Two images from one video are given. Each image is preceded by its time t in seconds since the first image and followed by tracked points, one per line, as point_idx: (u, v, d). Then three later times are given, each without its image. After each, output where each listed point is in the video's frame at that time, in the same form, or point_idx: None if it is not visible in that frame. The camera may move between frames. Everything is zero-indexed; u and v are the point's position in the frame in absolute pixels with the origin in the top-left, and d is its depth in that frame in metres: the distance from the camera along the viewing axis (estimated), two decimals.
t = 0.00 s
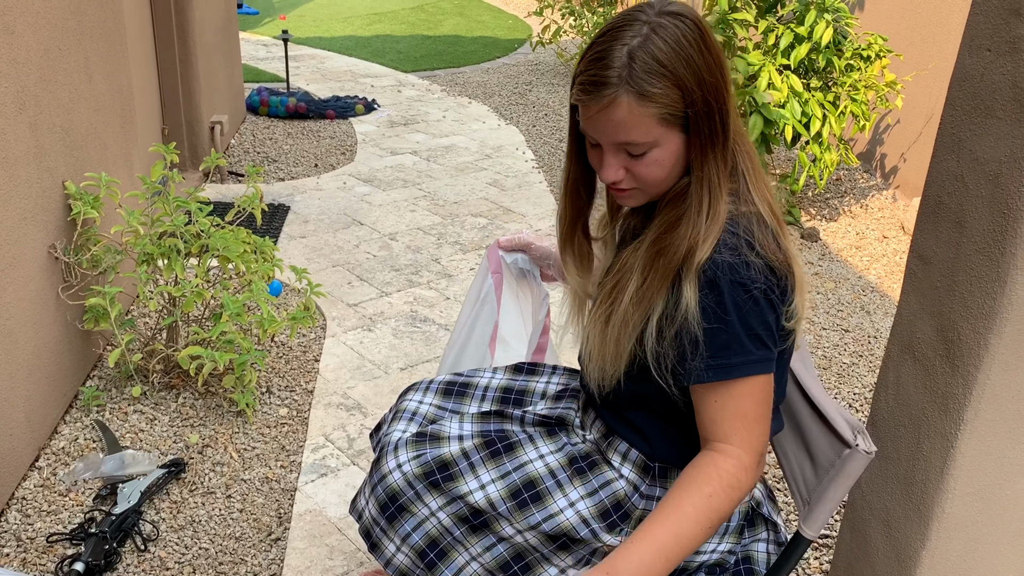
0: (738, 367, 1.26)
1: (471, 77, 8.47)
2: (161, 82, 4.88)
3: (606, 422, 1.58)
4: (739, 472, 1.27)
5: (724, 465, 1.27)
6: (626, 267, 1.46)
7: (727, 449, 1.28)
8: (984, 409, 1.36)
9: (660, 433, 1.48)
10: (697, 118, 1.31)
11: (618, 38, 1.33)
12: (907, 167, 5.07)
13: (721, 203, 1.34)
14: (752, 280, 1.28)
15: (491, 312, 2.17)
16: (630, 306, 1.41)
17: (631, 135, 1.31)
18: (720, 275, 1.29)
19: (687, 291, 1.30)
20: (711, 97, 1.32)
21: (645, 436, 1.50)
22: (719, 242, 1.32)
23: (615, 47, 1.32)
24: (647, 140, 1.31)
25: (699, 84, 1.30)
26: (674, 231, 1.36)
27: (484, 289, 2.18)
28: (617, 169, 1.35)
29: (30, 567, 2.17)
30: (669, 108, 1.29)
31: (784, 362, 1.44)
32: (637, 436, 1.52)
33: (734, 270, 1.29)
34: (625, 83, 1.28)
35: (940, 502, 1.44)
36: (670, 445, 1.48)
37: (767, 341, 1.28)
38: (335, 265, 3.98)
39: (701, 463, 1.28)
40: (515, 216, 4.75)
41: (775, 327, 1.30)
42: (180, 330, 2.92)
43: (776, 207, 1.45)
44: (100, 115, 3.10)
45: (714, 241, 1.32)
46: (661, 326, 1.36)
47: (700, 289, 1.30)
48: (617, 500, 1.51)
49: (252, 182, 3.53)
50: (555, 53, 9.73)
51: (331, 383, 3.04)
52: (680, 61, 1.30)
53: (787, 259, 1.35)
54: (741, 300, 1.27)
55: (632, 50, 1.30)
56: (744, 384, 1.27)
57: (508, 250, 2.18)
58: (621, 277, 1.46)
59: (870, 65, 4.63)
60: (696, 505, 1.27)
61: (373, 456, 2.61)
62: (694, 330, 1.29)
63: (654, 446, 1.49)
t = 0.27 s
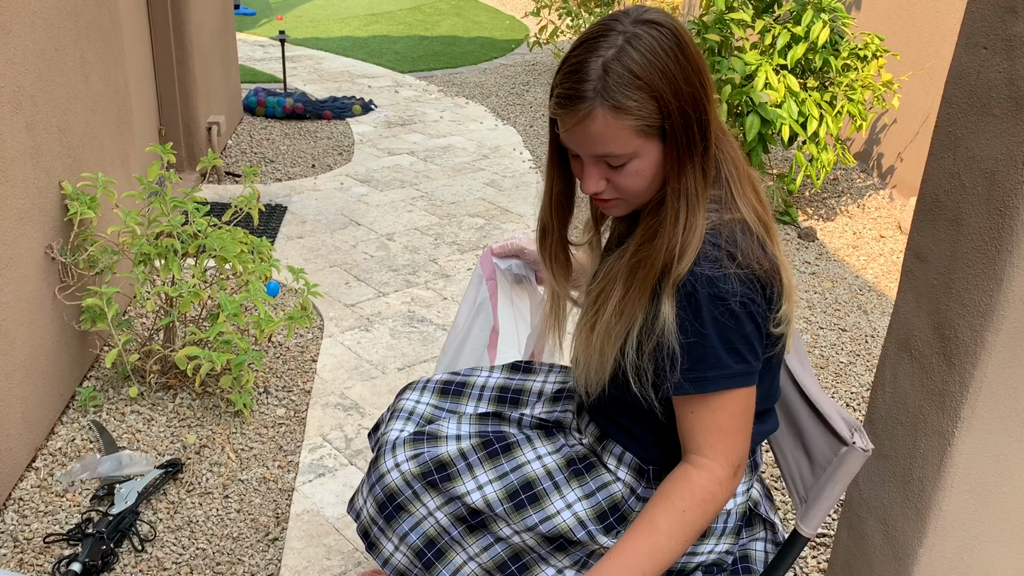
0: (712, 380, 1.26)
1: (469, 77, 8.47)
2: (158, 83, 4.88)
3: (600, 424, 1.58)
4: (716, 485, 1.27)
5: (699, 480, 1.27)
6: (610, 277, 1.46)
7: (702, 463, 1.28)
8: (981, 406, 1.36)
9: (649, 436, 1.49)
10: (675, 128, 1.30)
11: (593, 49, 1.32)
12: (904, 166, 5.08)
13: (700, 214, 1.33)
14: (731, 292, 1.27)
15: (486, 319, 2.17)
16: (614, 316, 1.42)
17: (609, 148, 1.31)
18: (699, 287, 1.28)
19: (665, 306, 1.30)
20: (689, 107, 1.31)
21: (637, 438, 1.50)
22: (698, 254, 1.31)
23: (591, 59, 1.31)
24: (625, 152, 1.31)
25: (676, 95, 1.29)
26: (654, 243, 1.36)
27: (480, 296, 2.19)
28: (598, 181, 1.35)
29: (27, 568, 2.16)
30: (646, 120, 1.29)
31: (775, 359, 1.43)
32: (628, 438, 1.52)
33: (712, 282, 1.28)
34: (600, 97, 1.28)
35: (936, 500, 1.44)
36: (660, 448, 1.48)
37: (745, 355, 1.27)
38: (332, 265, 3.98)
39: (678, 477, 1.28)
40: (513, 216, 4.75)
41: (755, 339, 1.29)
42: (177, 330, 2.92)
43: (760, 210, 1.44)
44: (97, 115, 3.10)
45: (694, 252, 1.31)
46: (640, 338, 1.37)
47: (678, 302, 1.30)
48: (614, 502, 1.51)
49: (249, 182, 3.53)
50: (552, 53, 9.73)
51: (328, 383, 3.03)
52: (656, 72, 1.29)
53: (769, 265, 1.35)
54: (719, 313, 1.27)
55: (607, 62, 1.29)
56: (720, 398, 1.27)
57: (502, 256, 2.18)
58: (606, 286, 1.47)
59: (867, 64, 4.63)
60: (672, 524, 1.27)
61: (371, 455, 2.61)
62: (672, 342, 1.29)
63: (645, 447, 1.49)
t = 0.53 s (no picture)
0: (705, 386, 1.25)
1: (468, 76, 8.47)
2: (158, 81, 4.87)
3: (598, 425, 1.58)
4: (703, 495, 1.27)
5: (686, 491, 1.27)
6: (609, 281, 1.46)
7: (688, 472, 1.27)
8: (980, 406, 1.37)
9: (646, 436, 1.49)
10: (671, 134, 1.29)
11: (588, 55, 1.31)
12: (903, 165, 5.08)
13: (698, 218, 1.33)
14: (730, 296, 1.27)
15: (482, 320, 2.16)
16: (613, 321, 1.42)
17: (605, 155, 1.30)
18: (696, 290, 1.28)
19: (661, 313, 1.30)
20: (685, 112, 1.30)
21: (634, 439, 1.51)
22: (696, 259, 1.31)
23: (586, 65, 1.31)
24: (621, 158, 1.30)
25: (673, 101, 1.29)
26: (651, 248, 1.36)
27: (475, 298, 2.18)
28: (596, 187, 1.35)
29: (27, 565, 2.16)
30: (642, 126, 1.28)
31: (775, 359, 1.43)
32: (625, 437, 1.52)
33: (711, 286, 1.28)
34: (595, 104, 1.28)
35: (936, 498, 1.44)
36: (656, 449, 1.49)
37: (741, 360, 1.27)
38: (331, 263, 3.98)
39: (666, 490, 1.28)
40: (512, 215, 4.75)
41: (751, 345, 1.29)
42: (176, 328, 2.91)
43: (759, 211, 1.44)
44: (96, 113, 3.10)
45: (692, 257, 1.31)
46: (638, 344, 1.37)
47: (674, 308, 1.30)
48: (614, 502, 1.52)
49: (248, 180, 3.53)
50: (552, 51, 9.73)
51: (328, 381, 3.03)
52: (650, 76, 1.28)
53: (768, 267, 1.35)
54: (714, 318, 1.26)
55: (602, 69, 1.29)
56: (710, 404, 1.26)
57: (496, 259, 2.19)
58: (605, 291, 1.47)
59: (866, 63, 4.63)
60: (660, 539, 1.28)
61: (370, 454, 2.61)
62: (668, 348, 1.29)
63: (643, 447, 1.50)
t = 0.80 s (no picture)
0: (697, 391, 1.26)
1: (469, 72, 8.46)
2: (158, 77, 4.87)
3: (597, 423, 1.57)
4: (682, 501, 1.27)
5: (667, 496, 1.27)
6: (606, 283, 1.46)
7: (669, 478, 1.27)
8: (979, 402, 1.37)
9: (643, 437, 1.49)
10: (667, 136, 1.29)
11: (584, 56, 1.31)
12: (903, 163, 5.08)
13: (694, 221, 1.33)
14: (725, 301, 1.27)
15: (482, 320, 2.16)
16: (610, 323, 1.42)
17: (600, 156, 1.30)
18: (691, 294, 1.28)
19: (656, 316, 1.30)
20: (682, 114, 1.30)
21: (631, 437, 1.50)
22: (692, 262, 1.31)
23: (582, 66, 1.30)
24: (617, 160, 1.30)
25: (669, 103, 1.28)
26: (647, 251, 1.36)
27: (475, 297, 2.18)
28: (591, 189, 1.35)
29: (26, 560, 2.16)
30: (638, 129, 1.28)
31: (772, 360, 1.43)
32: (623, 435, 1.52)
33: (705, 291, 1.28)
34: (591, 105, 1.28)
35: (935, 495, 1.44)
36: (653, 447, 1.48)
37: (735, 367, 1.28)
38: (331, 260, 3.98)
39: (647, 496, 1.28)
40: (512, 211, 4.75)
41: (747, 352, 1.29)
42: (176, 324, 2.92)
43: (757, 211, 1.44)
44: (96, 108, 3.10)
45: (687, 262, 1.31)
46: (633, 347, 1.36)
47: (669, 312, 1.30)
48: (614, 498, 1.52)
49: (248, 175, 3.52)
50: (552, 48, 9.72)
51: (328, 377, 3.04)
52: (646, 78, 1.28)
53: (766, 269, 1.34)
54: (706, 323, 1.27)
55: (598, 70, 1.29)
56: (695, 410, 1.27)
57: (496, 258, 2.19)
58: (602, 292, 1.46)
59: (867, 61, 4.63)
60: (640, 547, 1.28)
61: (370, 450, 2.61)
62: (662, 352, 1.29)
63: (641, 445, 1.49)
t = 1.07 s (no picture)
0: (661, 403, 1.26)
1: (469, 69, 8.45)
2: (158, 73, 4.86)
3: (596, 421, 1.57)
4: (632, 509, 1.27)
5: (618, 506, 1.27)
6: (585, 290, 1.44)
7: (620, 488, 1.28)
8: (979, 397, 1.37)
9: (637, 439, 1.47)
10: (644, 148, 1.28)
11: (561, 65, 1.29)
12: (904, 159, 5.08)
13: (670, 233, 1.31)
14: (693, 318, 1.25)
15: (480, 321, 2.17)
16: (587, 333, 1.41)
17: (576, 167, 1.29)
18: (659, 308, 1.27)
19: (626, 329, 1.30)
20: (659, 126, 1.28)
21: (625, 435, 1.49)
22: (664, 275, 1.30)
23: (558, 75, 1.29)
24: (593, 171, 1.29)
25: (646, 114, 1.26)
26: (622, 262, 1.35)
27: (475, 300, 2.20)
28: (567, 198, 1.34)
29: (27, 555, 2.17)
30: (614, 140, 1.27)
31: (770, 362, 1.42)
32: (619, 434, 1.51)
33: (672, 305, 1.26)
34: (566, 116, 1.26)
35: (934, 490, 1.44)
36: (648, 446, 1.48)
37: (702, 384, 1.27)
38: (331, 256, 3.98)
39: (599, 506, 1.29)
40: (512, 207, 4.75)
41: (717, 368, 1.27)
42: (176, 320, 2.92)
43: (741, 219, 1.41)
44: (96, 104, 3.09)
45: (660, 275, 1.29)
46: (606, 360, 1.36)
47: (638, 325, 1.29)
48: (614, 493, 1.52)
49: (248, 171, 3.52)
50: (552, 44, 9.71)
51: (328, 373, 3.04)
52: (622, 89, 1.25)
53: (745, 283, 1.31)
54: (672, 340, 1.25)
55: (574, 80, 1.27)
56: (651, 421, 1.27)
57: (494, 259, 2.19)
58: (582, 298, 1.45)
59: (867, 57, 4.63)
60: (594, 558, 1.28)
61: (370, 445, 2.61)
62: (629, 364, 1.29)
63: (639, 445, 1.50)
